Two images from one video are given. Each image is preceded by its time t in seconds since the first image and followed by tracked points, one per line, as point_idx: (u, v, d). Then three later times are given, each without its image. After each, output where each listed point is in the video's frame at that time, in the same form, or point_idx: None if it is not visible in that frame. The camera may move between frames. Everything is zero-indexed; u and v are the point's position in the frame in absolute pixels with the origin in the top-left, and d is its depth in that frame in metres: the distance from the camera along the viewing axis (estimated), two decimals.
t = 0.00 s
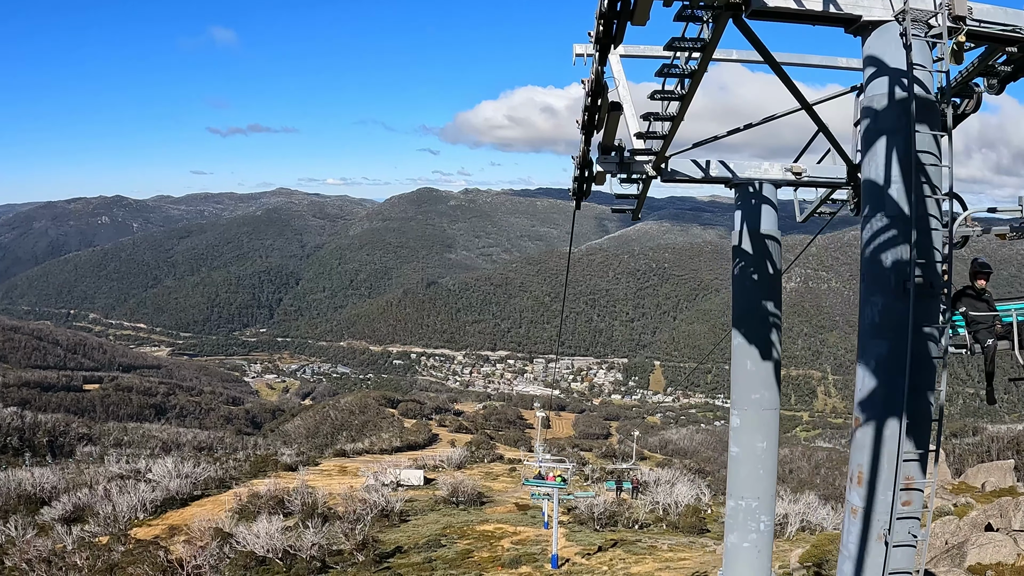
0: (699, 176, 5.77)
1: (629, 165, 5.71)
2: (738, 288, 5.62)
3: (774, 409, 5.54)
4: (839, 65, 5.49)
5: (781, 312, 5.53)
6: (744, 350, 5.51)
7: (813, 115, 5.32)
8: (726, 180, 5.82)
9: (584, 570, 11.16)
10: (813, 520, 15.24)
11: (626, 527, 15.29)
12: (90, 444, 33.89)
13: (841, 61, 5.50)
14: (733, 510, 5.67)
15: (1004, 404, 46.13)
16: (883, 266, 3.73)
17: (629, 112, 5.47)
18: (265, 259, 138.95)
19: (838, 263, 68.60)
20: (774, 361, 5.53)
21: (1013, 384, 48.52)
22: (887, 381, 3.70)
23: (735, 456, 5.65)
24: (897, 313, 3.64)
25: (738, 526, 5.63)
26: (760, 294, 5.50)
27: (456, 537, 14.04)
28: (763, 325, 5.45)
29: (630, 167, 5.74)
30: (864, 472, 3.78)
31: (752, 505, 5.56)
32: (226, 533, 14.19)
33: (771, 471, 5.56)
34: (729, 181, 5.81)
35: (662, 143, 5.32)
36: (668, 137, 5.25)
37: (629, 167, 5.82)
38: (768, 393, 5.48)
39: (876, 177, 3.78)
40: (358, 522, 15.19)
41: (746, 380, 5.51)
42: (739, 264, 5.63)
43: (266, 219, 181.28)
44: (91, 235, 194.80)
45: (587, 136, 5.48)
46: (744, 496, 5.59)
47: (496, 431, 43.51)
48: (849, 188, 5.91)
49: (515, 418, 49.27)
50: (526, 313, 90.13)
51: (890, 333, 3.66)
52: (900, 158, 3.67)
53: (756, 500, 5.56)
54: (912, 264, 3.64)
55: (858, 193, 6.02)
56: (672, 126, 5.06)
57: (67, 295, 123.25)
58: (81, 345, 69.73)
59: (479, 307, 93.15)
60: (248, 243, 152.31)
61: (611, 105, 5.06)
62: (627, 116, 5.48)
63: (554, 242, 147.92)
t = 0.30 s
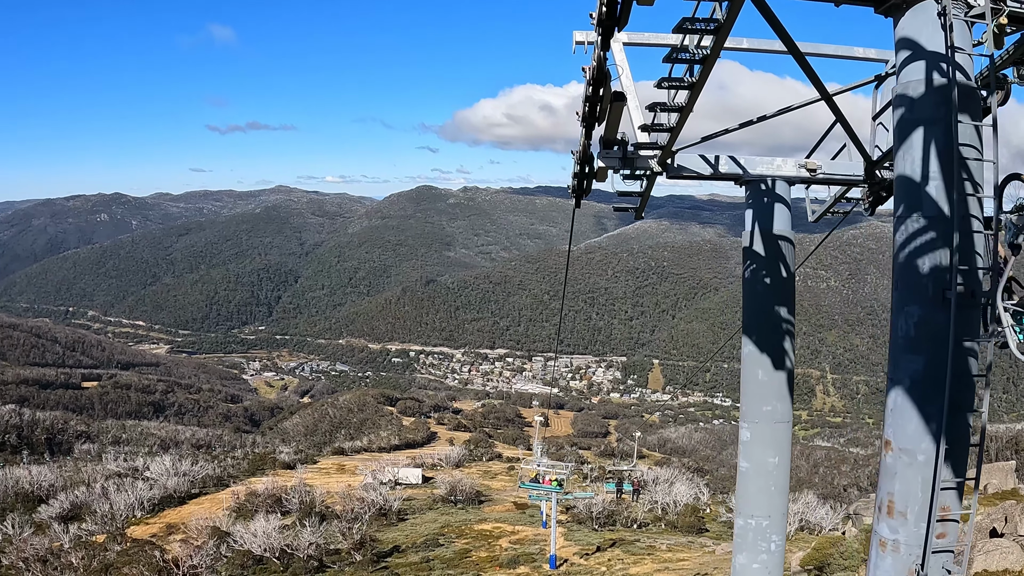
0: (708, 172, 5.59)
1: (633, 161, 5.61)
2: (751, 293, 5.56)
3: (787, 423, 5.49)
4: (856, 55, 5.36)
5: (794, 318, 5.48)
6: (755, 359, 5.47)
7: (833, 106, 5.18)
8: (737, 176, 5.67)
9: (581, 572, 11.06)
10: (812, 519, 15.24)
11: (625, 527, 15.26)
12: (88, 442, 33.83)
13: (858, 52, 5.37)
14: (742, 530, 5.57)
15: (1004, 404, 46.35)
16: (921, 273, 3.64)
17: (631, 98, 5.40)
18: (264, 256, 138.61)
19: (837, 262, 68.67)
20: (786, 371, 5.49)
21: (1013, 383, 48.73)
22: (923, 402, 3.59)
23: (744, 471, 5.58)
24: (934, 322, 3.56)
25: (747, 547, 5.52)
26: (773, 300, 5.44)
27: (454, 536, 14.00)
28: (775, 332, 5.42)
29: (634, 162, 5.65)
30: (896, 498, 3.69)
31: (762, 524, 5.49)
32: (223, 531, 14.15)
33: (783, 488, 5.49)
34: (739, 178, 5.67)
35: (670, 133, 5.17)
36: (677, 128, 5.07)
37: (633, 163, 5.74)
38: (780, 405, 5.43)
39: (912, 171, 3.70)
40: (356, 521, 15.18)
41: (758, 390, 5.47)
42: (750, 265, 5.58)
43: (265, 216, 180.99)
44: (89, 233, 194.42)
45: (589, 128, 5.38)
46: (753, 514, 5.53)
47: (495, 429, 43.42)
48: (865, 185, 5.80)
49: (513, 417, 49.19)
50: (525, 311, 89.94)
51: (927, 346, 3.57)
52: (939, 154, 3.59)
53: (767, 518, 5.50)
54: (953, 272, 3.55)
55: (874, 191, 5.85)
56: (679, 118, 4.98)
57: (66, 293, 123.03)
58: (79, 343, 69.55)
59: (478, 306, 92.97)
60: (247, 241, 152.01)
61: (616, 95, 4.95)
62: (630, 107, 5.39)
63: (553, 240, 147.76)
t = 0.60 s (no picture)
0: (721, 167, 5.23)
1: (639, 155, 5.24)
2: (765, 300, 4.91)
3: (804, 438, 4.91)
4: (878, 44, 5.24)
5: (813, 327, 4.86)
6: (771, 370, 4.83)
7: (860, 95, 4.65)
8: (750, 172, 5.16)
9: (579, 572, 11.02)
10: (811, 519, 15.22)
11: (623, 527, 15.23)
12: (86, 440, 33.79)
13: (879, 40, 5.25)
14: (754, 553, 4.97)
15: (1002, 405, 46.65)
16: (970, 283, 2.64)
17: (638, 90, 5.26)
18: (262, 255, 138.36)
19: (836, 262, 68.80)
20: (805, 383, 4.85)
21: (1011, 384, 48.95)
22: (974, 427, 2.61)
23: (758, 489, 4.98)
24: (990, 344, 2.59)
25: (760, 572, 4.90)
26: (790, 306, 4.80)
27: (452, 536, 13.98)
28: (792, 341, 4.79)
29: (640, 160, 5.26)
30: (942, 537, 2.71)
31: (779, 546, 4.88)
32: (221, 531, 14.12)
33: (800, 506, 4.89)
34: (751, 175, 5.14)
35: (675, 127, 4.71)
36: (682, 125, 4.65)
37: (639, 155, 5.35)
38: (797, 420, 4.85)
39: (958, 165, 2.71)
40: (354, 521, 15.14)
41: (773, 403, 4.86)
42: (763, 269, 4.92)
43: (264, 215, 180.86)
44: (89, 231, 194.13)
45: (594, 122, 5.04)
46: (766, 536, 4.92)
47: (494, 428, 43.42)
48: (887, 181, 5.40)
49: (512, 416, 49.21)
50: (524, 310, 89.84)
51: (983, 367, 2.58)
52: (994, 145, 2.61)
53: (783, 540, 4.89)
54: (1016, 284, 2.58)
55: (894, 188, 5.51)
56: (685, 114, 4.59)
57: (64, 291, 122.72)
58: (77, 341, 69.38)
59: (477, 304, 92.86)
60: (246, 240, 151.71)
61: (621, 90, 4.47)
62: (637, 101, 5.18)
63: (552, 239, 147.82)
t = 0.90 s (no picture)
0: (738, 162, 3.98)
1: (650, 150, 3.91)
2: (786, 301, 3.77)
3: (829, 458, 3.80)
4: (899, 30, 4.47)
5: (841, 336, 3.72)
6: (793, 384, 3.72)
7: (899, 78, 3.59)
8: (770, 169, 3.96)
9: None
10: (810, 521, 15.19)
11: (622, 529, 15.18)
12: (85, 440, 33.75)
13: (901, 27, 4.48)
14: None
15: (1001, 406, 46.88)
16: None
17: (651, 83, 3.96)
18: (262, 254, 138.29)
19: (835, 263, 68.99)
20: (828, 400, 3.75)
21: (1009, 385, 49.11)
22: None
23: (775, 514, 3.88)
24: None
25: None
26: (814, 313, 3.67)
27: (450, 538, 13.92)
28: (816, 353, 3.69)
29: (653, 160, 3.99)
30: None
31: None
32: (218, 532, 14.07)
33: (823, 535, 3.79)
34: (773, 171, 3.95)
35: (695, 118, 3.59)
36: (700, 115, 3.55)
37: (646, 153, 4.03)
38: (822, 437, 3.73)
39: None
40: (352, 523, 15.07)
41: (796, 423, 3.75)
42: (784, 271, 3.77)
43: (264, 215, 180.80)
44: (88, 231, 193.90)
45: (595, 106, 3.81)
46: (785, 566, 3.81)
47: (493, 428, 43.39)
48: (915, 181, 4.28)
49: (511, 416, 49.19)
50: (523, 311, 89.77)
51: None
52: None
53: (804, 570, 3.77)
54: None
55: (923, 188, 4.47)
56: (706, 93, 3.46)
57: (64, 290, 122.60)
58: (76, 341, 69.23)
59: (477, 305, 92.79)
60: (246, 239, 151.62)
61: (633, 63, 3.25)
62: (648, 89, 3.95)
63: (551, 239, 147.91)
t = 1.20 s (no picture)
0: (760, 153, 3.44)
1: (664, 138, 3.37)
2: (812, 306, 3.26)
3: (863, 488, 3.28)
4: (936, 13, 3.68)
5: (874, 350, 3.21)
6: (820, 401, 3.19)
7: (948, 66, 2.90)
8: (795, 164, 3.41)
9: None
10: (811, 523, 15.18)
11: (622, 531, 15.14)
12: (84, 440, 33.69)
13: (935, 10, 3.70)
14: None
15: (1000, 406, 47.06)
16: None
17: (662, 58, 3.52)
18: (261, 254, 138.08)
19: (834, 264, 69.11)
20: (864, 419, 3.21)
21: (1009, 386, 49.24)
22: None
23: (797, 548, 3.36)
24: None
25: None
26: (845, 322, 3.14)
27: (449, 540, 13.84)
28: (848, 368, 3.17)
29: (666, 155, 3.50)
30: None
31: None
32: (216, 533, 14.02)
33: None
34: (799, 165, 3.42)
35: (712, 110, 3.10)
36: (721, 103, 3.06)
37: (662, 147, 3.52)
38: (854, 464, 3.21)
39: None
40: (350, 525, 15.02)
41: (821, 445, 3.22)
42: (810, 273, 3.26)
43: (263, 215, 180.78)
44: (88, 231, 193.65)
45: (603, 93, 3.25)
46: None
47: (492, 429, 43.32)
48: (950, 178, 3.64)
49: (510, 417, 49.17)
50: (523, 312, 89.69)
51: None
52: None
53: None
54: None
55: (959, 184, 3.83)
56: (729, 77, 2.94)
57: (63, 289, 122.49)
58: (76, 340, 69.09)
59: (476, 305, 92.69)
60: (246, 239, 151.55)
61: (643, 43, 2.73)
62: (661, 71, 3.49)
63: (551, 240, 147.97)
